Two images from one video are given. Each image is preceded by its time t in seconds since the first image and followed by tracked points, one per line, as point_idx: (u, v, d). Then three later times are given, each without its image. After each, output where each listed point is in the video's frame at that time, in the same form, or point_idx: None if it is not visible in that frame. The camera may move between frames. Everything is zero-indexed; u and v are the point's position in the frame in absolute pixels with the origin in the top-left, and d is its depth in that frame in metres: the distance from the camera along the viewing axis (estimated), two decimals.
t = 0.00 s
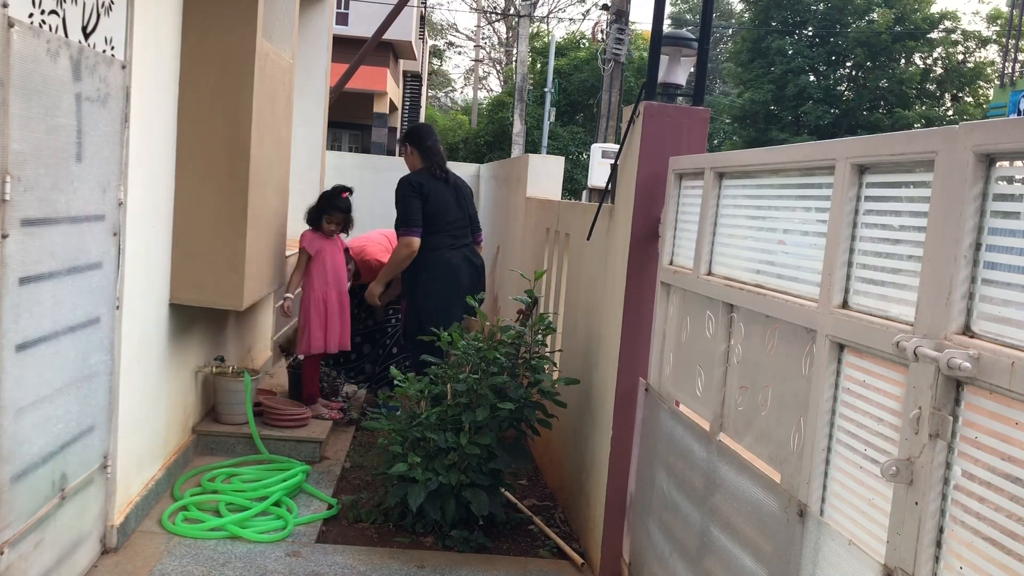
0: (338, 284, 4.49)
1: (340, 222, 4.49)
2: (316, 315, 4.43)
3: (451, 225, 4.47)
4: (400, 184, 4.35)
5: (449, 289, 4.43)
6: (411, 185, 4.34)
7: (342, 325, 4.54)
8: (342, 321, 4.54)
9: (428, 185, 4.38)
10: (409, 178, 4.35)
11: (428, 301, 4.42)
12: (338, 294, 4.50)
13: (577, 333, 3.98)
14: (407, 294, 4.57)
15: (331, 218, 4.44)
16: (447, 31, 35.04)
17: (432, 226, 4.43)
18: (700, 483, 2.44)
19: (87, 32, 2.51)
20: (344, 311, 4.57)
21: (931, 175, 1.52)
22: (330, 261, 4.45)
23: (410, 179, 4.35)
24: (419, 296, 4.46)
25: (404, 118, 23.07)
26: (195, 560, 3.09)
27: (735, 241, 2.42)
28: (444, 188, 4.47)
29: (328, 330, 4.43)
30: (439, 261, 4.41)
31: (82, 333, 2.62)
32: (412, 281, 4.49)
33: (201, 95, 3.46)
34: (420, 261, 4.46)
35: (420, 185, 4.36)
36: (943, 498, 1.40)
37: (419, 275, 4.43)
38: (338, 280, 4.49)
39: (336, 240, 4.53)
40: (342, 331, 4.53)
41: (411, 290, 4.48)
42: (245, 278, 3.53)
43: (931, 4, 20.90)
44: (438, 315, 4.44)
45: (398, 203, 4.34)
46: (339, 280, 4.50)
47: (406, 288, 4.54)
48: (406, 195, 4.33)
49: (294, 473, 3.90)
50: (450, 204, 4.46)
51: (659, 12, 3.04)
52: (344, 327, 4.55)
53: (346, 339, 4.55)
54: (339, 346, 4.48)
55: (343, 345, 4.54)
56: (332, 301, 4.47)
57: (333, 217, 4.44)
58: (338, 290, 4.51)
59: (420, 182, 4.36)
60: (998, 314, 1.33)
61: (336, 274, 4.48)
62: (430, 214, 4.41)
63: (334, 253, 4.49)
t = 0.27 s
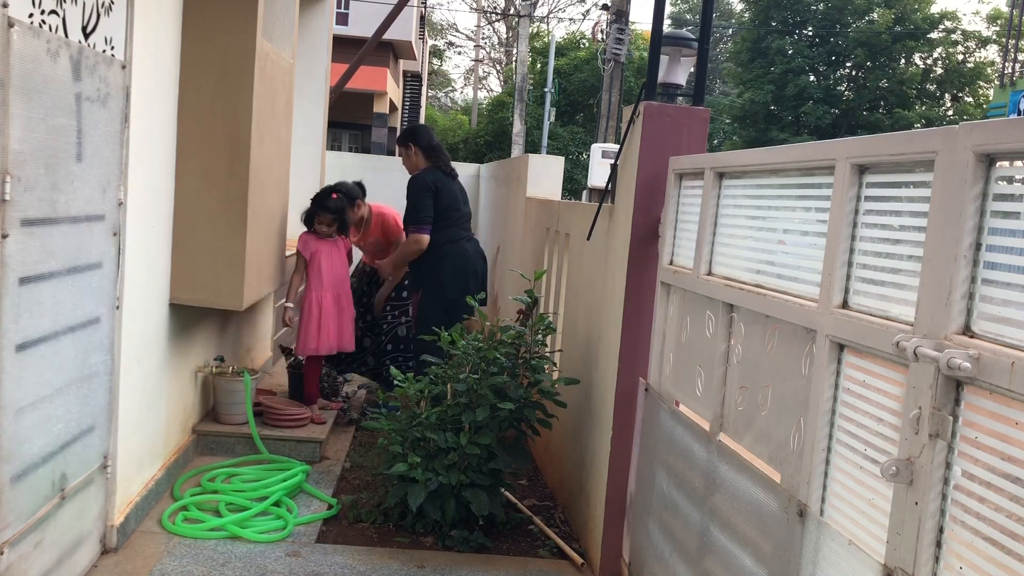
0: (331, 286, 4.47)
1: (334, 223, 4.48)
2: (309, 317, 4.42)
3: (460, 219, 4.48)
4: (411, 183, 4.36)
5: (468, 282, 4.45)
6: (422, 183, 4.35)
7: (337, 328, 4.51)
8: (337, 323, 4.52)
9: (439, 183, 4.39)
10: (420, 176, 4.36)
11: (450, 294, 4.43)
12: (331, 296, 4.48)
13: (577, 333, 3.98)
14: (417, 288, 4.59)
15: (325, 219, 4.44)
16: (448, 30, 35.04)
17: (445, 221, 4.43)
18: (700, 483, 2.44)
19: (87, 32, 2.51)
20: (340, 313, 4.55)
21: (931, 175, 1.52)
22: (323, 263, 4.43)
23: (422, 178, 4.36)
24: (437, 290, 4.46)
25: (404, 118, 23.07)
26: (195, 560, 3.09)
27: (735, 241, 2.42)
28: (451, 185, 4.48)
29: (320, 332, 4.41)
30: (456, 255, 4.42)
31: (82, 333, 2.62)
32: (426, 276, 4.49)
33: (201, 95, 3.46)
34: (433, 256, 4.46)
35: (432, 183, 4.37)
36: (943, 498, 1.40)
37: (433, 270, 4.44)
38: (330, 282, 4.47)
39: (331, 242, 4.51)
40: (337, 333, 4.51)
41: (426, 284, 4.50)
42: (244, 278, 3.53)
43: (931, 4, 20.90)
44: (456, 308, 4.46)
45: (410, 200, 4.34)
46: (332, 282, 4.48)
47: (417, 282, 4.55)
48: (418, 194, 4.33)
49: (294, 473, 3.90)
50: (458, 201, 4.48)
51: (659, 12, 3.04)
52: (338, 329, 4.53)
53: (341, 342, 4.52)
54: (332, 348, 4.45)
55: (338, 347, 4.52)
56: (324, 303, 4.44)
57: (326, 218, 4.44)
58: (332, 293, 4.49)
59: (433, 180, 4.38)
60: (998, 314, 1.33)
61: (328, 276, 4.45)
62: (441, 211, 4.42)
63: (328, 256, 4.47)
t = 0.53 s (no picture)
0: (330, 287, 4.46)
1: (337, 224, 4.46)
2: (306, 317, 4.44)
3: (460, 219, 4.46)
4: (404, 188, 4.37)
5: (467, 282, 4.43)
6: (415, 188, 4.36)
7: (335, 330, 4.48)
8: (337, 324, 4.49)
9: (433, 187, 4.39)
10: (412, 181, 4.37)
11: (449, 295, 4.42)
12: (329, 297, 4.47)
13: (577, 332, 3.98)
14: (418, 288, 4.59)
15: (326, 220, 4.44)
16: (448, 31, 35.02)
17: (442, 223, 4.42)
18: (700, 483, 2.44)
19: (87, 32, 2.51)
20: (339, 314, 4.51)
21: (931, 175, 1.52)
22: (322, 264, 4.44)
23: (414, 183, 4.35)
24: (436, 291, 4.47)
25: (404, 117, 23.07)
26: (195, 560, 3.09)
27: (735, 241, 2.42)
28: (448, 190, 4.45)
29: (317, 333, 4.40)
30: (458, 256, 4.41)
31: (82, 333, 2.62)
32: (426, 276, 4.49)
33: (200, 95, 3.46)
34: (432, 257, 4.46)
35: (425, 187, 4.37)
36: (943, 498, 1.40)
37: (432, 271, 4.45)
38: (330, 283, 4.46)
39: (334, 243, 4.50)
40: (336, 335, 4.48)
41: (425, 284, 4.50)
42: (244, 278, 3.53)
43: (931, 4, 20.90)
44: (456, 309, 4.47)
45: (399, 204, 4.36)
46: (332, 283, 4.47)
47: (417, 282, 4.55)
48: (410, 197, 4.35)
49: (294, 473, 3.90)
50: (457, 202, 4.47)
51: (659, 12, 3.04)
52: (337, 331, 4.49)
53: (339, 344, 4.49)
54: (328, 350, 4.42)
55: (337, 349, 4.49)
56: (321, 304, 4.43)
57: (329, 219, 4.42)
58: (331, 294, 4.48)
59: (423, 186, 4.36)
60: (998, 314, 1.33)
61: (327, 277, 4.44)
62: (439, 213, 4.41)
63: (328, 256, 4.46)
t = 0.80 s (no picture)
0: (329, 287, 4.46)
1: (339, 224, 4.46)
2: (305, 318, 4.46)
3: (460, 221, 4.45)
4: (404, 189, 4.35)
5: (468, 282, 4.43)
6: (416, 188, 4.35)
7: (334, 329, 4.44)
8: (336, 324, 4.46)
9: (434, 185, 4.38)
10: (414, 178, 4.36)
11: (452, 296, 4.42)
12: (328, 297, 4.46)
13: (577, 332, 3.98)
14: (418, 289, 4.58)
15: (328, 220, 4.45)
16: (448, 31, 35.01)
17: (442, 224, 4.41)
18: (700, 483, 2.44)
19: (87, 32, 2.51)
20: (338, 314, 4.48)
21: (931, 175, 1.52)
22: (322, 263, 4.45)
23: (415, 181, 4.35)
24: (438, 292, 4.45)
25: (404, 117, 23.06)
26: (195, 559, 3.09)
27: (735, 241, 2.42)
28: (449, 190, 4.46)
29: (315, 332, 4.39)
30: (458, 257, 4.41)
31: (82, 333, 2.62)
32: (426, 278, 4.47)
33: (200, 96, 3.46)
34: (433, 258, 4.45)
35: (425, 188, 4.36)
36: (943, 498, 1.40)
37: (434, 272, 4.43)
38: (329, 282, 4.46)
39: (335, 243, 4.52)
40: (335, 335, 4.44)
41: (425, 285, 4.49)
42: (244, 278, 3.53)
43: (931, 5, 20.90)
44: (458, 309, 4.47)
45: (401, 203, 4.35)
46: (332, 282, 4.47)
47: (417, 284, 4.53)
48: (413, 197, 4.33)
49: (294, 473, 3.90)
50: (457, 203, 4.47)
51: (659, 12, 3.04)
52: (337, 331, 4.45)
53: (337, 345, 4.43)
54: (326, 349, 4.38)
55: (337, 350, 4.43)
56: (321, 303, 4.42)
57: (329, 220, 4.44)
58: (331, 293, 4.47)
59: (426, 185, 4.35)
60: (998, 314, 1.33)
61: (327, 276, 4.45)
62: (440, 215, 4.40)
63: (329, 256, 4.48)
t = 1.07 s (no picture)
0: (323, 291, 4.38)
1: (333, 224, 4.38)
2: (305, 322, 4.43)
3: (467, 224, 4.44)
4: (426, 188, 4.21)
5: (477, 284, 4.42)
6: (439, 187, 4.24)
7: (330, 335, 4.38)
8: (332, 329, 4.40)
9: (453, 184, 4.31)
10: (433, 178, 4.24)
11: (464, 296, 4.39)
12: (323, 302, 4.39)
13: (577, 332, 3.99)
14: (422, 288, 4.50)
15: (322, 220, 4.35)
16: (448, 31, 34.99)
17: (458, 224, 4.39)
18: (700, 483, 2.44)
19: (87, 32, 2.51)
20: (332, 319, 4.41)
21: (931, 175, 1.52)
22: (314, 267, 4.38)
23: (437, 180, 4.23)
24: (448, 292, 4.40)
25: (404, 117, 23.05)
26: (195, 560, 3.09)
27: (736, 241, 2.42)
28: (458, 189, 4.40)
29: (309, 337, 4.33)
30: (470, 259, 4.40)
31: (82, 333, 2.62)
32: (437, 280, 4.40)
33: (200, 96, 3.47)
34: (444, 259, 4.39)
35: (446, 189, 4.25)
36: (943, 498, 1.40)
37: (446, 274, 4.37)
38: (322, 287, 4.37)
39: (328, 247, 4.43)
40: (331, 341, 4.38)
41: (434, 286, 4.42)
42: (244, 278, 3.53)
43: (931, 5, 20.90)
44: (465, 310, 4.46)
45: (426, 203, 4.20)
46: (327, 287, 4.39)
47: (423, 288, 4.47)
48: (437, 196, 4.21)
49: (294, 473, 3.90)
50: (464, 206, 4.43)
51: (659, 11, 3.04)
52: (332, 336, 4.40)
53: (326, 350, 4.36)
54: (324, 356, 4.32)
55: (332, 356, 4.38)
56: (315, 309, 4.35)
57: (323, 220, 4.35)
58: (325, 298, 4.40)
59: (448, 185, 4.26)
60: (998, 314, 1.33)
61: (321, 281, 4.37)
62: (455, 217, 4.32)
63: (323, 261, 4.39)
